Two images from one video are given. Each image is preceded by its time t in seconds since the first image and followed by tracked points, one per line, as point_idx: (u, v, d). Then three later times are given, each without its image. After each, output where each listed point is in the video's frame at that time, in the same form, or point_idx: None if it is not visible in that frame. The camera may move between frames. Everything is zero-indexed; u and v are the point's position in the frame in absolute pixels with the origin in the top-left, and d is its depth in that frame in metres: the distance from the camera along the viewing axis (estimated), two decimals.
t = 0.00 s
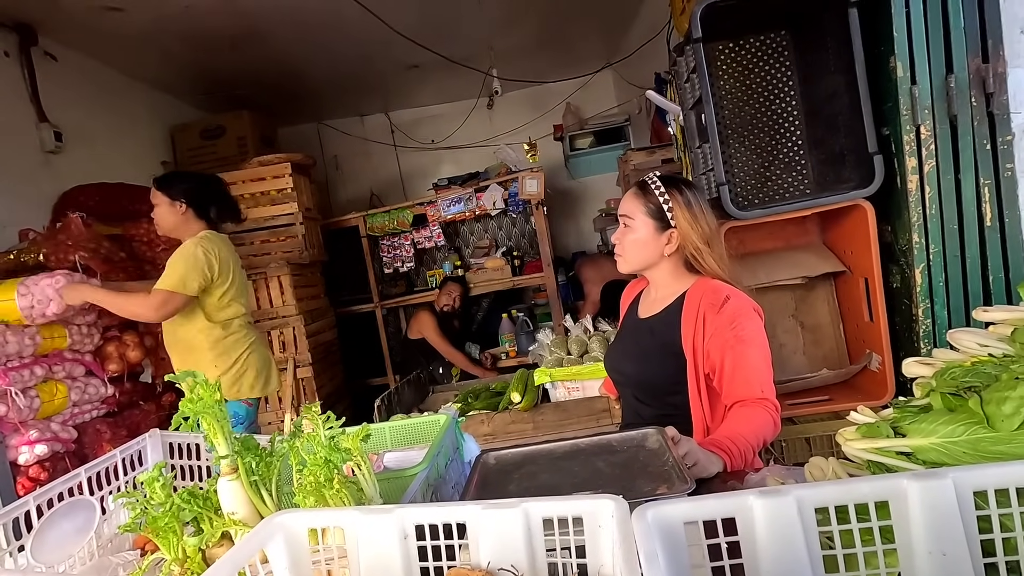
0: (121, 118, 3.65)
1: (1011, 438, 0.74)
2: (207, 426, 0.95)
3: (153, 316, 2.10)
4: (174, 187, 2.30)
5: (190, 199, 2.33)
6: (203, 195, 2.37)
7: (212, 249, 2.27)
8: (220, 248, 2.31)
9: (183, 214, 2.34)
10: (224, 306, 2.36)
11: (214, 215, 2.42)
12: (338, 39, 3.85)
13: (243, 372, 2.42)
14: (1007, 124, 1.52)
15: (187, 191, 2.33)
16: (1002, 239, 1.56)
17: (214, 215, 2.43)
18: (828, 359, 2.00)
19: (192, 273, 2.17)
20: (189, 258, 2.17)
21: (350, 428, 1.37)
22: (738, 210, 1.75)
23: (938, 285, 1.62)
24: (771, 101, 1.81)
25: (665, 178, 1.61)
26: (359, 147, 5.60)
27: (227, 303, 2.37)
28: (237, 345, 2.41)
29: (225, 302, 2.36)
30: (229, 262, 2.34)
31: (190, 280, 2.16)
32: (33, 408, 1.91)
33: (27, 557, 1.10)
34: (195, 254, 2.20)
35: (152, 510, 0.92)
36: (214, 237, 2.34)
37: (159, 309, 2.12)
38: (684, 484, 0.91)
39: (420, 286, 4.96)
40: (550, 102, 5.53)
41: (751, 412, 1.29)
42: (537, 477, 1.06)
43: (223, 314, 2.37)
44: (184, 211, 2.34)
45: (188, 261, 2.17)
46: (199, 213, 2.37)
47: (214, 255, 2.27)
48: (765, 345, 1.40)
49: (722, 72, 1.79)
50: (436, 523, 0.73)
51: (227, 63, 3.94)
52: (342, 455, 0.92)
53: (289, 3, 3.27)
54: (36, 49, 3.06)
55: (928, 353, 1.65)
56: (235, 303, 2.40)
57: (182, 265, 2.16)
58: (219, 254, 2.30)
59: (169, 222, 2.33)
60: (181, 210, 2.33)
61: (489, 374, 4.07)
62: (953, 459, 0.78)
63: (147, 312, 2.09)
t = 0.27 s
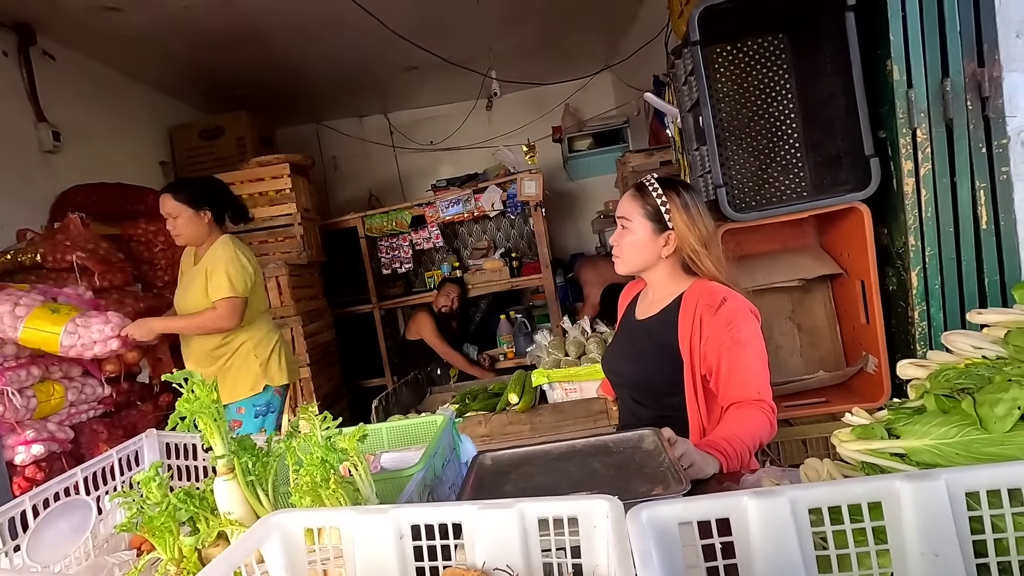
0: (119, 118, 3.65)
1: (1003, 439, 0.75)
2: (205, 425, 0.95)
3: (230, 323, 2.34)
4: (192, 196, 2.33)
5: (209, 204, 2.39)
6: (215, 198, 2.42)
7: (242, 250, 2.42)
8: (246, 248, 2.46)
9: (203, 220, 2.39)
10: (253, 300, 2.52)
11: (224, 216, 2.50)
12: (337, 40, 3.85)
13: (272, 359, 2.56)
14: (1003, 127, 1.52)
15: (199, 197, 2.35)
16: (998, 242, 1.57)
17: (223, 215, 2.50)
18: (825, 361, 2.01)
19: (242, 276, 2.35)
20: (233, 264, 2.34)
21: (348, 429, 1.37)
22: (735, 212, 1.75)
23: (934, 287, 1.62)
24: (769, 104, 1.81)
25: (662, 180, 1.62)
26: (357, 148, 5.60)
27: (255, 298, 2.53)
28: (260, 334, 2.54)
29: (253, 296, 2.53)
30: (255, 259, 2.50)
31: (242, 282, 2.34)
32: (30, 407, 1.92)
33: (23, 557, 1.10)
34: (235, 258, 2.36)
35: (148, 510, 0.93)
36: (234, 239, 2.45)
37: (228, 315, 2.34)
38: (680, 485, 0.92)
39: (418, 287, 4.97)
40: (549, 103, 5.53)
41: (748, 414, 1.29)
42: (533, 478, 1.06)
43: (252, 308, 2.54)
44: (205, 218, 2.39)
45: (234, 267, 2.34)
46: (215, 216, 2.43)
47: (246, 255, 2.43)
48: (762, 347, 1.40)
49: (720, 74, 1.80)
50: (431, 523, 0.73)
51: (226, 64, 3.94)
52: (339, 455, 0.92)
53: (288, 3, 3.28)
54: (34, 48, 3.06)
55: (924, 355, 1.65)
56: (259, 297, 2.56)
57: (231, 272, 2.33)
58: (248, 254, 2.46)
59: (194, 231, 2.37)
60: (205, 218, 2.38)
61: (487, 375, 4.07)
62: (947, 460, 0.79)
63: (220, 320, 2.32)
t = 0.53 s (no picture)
0: (120, 119, 3.65)
1: (1006, 441, 0.76)
2: (210, 425, 0.96)
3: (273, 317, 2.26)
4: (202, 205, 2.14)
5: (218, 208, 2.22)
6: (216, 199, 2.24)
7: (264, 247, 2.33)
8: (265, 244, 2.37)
9: (217, 227, 2.22)
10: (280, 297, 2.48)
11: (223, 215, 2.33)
12: (338, 41, 3.86)
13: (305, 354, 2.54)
14: (1002, 132, 1.54)
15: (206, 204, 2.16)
16: (997, 245, 1.58)
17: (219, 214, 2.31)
18: (825, 363, 2.02)
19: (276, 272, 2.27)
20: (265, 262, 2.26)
21: (350, 430, 1.38)
22: (736, 214, 1.76)
23: (933, 290, 1.63)
24: (769, 107, 1.82)
25: (664, 183, 1.63)
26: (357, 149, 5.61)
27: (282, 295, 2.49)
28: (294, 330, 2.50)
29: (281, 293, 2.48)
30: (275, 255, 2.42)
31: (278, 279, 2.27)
32: (30, 408, 1.92)
33: (26, 557, 1.10)
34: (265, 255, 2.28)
35: (154, 510, 0.92)
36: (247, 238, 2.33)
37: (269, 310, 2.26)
38: (684, 486, 0.92)
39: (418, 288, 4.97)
40: (549, 105, 5.54)
41: (749, 415, 1.30)
42: (537, 479, 1.07)
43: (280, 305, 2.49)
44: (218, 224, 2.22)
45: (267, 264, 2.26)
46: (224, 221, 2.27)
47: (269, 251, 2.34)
48: (764, 349, 1.41)
49: (721, 78, 1.80)
50: (438, 523, 0.74)
51: (227, 65, 3.94)
52: (344, 456, 0.92)
53: (289, 5, 3.28)
54: (35, 49, 3.07)
55: (923, 357, 1.66)
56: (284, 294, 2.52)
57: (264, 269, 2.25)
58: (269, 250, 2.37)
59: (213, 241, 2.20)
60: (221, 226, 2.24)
61: (487, 376, 4.08)
62: (948, 461, 0.80)
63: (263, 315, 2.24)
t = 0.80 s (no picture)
0: (119, 120, 3.66)
1: (1000, 441, 0.76)
2: (212, 425, 0.96)
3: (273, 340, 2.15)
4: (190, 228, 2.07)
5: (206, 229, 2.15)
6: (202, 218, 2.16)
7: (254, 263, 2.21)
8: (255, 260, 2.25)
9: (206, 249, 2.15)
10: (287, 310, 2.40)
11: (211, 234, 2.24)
12: (338, 43, 3.87)
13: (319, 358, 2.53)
14: (998, 135, 1.55)
15: (194, 226, 2.09)
16: (993, 248, 1.59)
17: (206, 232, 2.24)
18: (822, 365, 2.02)
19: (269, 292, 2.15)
20: (256, 281, 2.15)
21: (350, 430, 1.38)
22: (734, 217, 1.77)
23: (930, 292, 1.64)
24: (768, 110, 1.83)
25: (659, 185, 1.63)
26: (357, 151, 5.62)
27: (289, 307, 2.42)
28: (309, 336, 2.49)
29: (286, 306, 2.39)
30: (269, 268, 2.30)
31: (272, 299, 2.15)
32: (28, 408, 1.92)
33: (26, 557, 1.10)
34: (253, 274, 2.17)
35: (155, 509, 0.93)
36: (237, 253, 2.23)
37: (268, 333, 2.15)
38: (682, 486, 0.93)
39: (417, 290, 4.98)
40: (548, 107, 5.56)
41: (748, 416, 1.31)
42: (536, 479, 1.07)
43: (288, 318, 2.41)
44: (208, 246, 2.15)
45: (259, 285, 2.14)
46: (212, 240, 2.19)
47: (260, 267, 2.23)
48: (762, 350, 1.42)
49: (720, 81, 1.81)
50: (438, 522, 0.74)
51: (227, 66, 3.95)
52: (345, 455, 0.93)
53: (289, 7, 3.29)
54: (35, 50, 3.07)
55: (920, 359, 1.67)
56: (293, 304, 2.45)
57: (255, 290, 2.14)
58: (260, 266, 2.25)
59: (204, 264, 2.14)
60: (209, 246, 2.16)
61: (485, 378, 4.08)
62: (944, 461, 0.80)
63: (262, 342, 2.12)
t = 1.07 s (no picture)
0: (118, 122, 3.65)
1: (996, 446, 0.76)
2: (206, 429, 0.95)
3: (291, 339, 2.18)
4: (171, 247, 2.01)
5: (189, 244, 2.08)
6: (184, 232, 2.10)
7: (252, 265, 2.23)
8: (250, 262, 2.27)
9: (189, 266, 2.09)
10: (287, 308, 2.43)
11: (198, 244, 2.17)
12: (337, 46, 3.87)
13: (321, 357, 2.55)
14: (995, 140, 1.55)
15: (172, 247, 2.02)
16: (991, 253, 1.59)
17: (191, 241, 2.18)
18: (820, 369, 2.02)
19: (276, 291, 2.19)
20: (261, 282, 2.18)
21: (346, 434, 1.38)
22: (732, 221, 1.77)
23: (927, 297, 1.64)
24: (765, 115, 1.83)
25: (650, 191, 1.63)
26: (355, 153, 5.62)
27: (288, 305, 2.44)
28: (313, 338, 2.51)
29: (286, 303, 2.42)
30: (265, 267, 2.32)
31: (283, 296, 2.20)
32: (24, 411, 1.91)
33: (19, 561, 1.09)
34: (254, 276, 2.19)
35: (149, 513, 0.94)
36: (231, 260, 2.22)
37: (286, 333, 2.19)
38: (678, 491, 0.93)
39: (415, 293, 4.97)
40: (547, 111, 5.56)
41: (745, 420, 1.30)
42: (532, 483, 1.07)
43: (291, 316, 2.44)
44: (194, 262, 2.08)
45: (266, 285, 2.18)
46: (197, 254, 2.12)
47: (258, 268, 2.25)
48: (760, 355, 1.41)
49: (718, 86, 1.82)
50: (433, 527, 0.74)
51: (226, 69, 3.96)
52: (340, 460, 0.93)
53: (288, 10, 3.30)
54: (34, 52, 3.07)
55: (918, 364, 1.67)
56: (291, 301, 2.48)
57: (262, 291, 2.17)
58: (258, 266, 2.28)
59: (190, 282, 2.08)
60: (192, 262, 2.09)
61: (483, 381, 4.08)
62: (940, 467, 0.80)
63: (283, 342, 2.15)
